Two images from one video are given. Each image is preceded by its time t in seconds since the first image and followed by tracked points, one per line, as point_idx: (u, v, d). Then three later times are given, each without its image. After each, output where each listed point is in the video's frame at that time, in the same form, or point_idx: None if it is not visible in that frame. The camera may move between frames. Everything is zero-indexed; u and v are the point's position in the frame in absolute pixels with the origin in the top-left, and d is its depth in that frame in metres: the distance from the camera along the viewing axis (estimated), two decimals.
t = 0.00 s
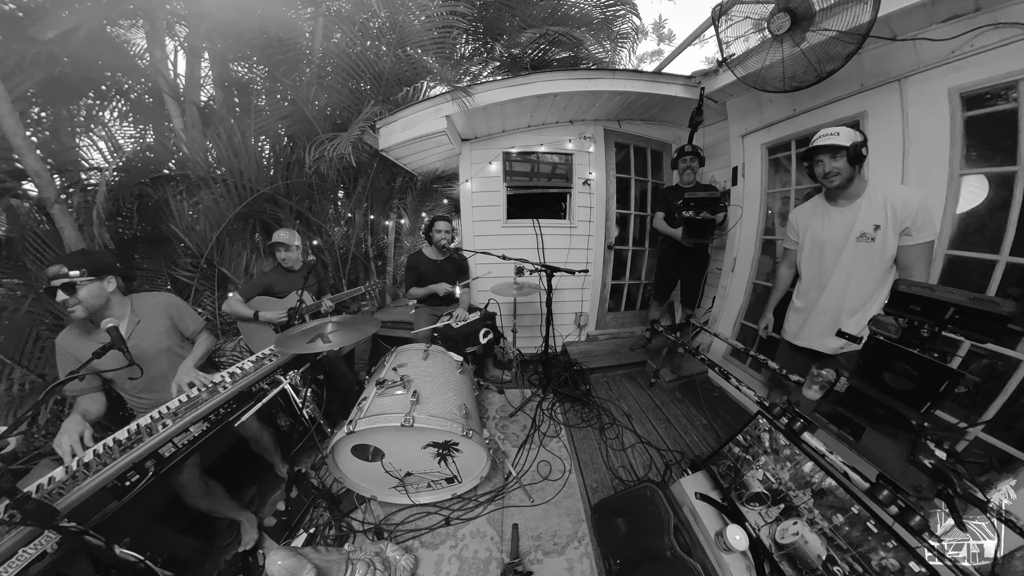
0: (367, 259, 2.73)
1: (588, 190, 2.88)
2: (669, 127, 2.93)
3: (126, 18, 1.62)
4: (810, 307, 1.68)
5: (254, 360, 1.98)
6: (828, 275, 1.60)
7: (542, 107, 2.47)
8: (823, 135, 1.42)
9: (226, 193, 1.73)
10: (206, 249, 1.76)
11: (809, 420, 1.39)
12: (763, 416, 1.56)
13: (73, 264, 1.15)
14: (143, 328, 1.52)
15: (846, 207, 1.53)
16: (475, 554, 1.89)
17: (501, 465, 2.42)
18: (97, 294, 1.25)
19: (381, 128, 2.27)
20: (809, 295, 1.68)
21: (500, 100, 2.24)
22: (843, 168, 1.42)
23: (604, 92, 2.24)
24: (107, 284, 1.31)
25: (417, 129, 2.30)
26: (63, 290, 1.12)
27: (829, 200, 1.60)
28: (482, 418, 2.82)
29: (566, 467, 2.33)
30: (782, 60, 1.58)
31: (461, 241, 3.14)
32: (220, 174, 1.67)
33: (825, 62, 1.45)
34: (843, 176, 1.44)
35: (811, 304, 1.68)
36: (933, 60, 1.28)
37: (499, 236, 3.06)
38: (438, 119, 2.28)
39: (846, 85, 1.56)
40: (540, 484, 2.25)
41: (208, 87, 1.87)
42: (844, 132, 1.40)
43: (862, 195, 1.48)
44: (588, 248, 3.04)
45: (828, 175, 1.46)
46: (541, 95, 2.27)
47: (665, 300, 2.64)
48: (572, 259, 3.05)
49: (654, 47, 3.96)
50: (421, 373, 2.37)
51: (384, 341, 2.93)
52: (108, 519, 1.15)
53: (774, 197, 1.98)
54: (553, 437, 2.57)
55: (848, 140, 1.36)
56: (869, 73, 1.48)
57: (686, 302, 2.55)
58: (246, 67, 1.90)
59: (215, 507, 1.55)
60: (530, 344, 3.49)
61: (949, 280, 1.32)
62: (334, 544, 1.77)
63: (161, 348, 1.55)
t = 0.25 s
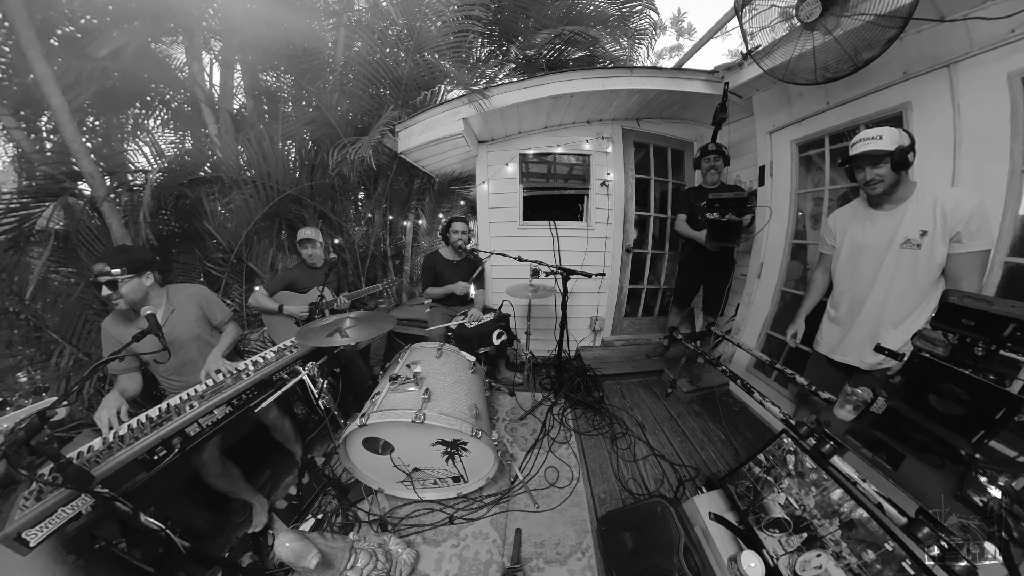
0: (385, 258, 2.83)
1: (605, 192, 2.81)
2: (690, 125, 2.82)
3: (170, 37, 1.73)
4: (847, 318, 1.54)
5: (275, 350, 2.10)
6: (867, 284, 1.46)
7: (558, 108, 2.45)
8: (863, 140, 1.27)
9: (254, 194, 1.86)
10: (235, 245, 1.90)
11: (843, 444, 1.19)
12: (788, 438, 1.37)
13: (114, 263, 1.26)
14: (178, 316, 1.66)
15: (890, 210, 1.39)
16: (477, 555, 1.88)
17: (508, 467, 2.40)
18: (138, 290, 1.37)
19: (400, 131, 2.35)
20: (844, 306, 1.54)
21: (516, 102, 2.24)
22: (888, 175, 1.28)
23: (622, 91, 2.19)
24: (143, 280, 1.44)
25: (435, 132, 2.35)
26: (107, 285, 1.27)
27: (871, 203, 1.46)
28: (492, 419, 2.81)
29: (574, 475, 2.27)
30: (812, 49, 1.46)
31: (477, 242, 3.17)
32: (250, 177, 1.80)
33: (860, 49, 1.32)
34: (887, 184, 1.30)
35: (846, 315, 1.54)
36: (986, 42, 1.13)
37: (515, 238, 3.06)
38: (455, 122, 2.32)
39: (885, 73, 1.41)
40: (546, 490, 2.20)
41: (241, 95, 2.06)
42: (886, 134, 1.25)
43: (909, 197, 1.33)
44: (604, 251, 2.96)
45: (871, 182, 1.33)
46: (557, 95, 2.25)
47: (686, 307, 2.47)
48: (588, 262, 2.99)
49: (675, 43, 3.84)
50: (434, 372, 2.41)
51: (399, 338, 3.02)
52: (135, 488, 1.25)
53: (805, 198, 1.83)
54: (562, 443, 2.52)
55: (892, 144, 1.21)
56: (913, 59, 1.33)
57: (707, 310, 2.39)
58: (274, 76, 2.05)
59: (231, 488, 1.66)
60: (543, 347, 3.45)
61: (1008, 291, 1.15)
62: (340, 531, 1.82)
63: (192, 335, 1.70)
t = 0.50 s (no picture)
0: (400, 257, 2.92)
1: (621, 193, 2.74)
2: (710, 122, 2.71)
3: (203, 49, 1.86)
4: (883, 328, 1.41)
5: (294, 343, 2.21)
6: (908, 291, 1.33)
7: (572, 108, 2.43)
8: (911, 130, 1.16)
9: (277, 195, 1.97)
10: (259, 242, 2.03)
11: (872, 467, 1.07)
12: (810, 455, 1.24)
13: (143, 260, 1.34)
14: (204, 307, 1.79)
15: (939, 210, 1.25)
16: (476, 556, 1.88)
17: (513, 470, 2.38)
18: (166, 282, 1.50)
19: (415, 134, 2.41)
20: (881, 314, 1.41)
21: (529, 103, 2.24)
22: (938, 167, 1.16)
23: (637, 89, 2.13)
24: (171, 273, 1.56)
25: (450, 134, 2.38)
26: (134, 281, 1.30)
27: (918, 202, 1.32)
28: (500, 420, 2.81)
29: (579, 482, 2.20)
30: (842, 36, 1.35)
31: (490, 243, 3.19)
32: (273, 178, 1.92)
33: (897, 35, 1.20)
34: (936, 177, 1.18)
35: (883, 325, 1.40)
36: None
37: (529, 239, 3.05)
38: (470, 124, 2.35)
39: (926, 61, 1.28)
40: (551, 496, 2.15)
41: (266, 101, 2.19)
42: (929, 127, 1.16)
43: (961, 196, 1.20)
44: (619, 253, 2.89)
45: (917, 176, 1.21)
46: (570, 95, 2.23)
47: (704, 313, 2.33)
48: (603, 265, 2.93)
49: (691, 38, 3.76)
50: (444, 370, 2.43)
51: (412, 336, 3.09)
52: (160, 464, 1.36)
53: (835, 198, 1.69)
54: (570, 449, 2.46)
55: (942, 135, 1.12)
56: (955, 44, 1.20)
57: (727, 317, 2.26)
58: (297, 84, 2.18)
59: (247, 470, 1.76)
60: (555, 351, 3.40)
61: None
62: (345, 521, 1.88)
63: (217, 325, 1.82)
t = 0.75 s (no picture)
0: (416, 257, 3.01)
1: (640, 194, 2.65)
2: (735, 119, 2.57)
3: (236, 62, 2.02)
4: (931, 342, 1.25)
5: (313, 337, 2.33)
6: (962, 303, 1.18)
7: (589, 108, 2.39)
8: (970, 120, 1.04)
9: (302, 197, 2.10)
10: (285, 240, 2.16)
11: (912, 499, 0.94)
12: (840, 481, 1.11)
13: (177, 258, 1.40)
14: (233, 300, 1.94)
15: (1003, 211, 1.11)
16: (478, 557, 1.87)
17: (520, 473, 2.35)
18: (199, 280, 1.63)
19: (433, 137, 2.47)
20: (928, 327, 1.26)
21: (545, 104, 2.24)
22: (1000, 162, 1.04)
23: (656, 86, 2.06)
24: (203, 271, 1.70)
25: (467, 136, 2.42)
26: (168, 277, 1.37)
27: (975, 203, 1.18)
28: (510, 423, 2.79)
29: (587, 491, 2.14)
30: (879, 21, 1.22)
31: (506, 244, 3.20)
32: (299, 180, 2.03)
33: (945, 15, 1.08)
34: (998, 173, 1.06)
35: (931, 340, 1.25)
36: None
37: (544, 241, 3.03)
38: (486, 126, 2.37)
39: (978, 43, 1.13)
40: (557, 503, 2.10)
41: (293, 108, 2.32)
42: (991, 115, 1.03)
43: None
44: (638, 257, 2.79)
45: (976, 171, 1.09)
46: (587, 95, 2.19)
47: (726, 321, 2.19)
48: (620, 268, 2.84)
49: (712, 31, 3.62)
50: (457, 369, 2.45)
51: (426, 334, 3.16)
52: (186, 443, 1.48)
53: (873, 198, 1.54)
54: (579, 456, 2.39)
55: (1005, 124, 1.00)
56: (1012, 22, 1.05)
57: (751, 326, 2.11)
58: (321, 91, 2.31)
59: (264, 451, 1.87)
60: (569, 355, 3.34)
61: None
62: (352, 510, 1.95)
63: (244, 316, 1.96)
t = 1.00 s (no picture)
0: (431, 257, 3.08)
1: (657, 195, 2.57)
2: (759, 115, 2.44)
3: (262, 71, 2.15)
4: (979, 361, 1.11)
5: (330, 332, 2.43)
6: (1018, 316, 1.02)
7: (604, 108, 2.35)
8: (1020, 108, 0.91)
9: (322, 198, 2.20)
10: (305, 239, 2.27)
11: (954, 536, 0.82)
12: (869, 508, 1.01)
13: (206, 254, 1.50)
14: (257, 295, 2.06)
15: None
16: (478, 558, 1.86)
17: (525, 477, 2.32)
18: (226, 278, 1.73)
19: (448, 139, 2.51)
20: (978, 344, 1.11)
21: (559, 104, 2.22)
22: None
23: (673, 83, 1.99)
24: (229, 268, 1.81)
25: (481, 137, 2.44)
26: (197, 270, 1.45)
27: None
28: (518, 426, 2.77)
29: (593, 500, 2.07)
30: (917, 3, 1.11)
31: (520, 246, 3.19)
32: (320, 182, 2.14)
33: None
34: None
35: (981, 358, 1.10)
36: None
37: (559, 243, 2.99)
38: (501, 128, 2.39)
39: None
40: (562, 510, 2.05)
41: (314, 114, 2.45)
42: None
43: None
44: (655, 260, 2.69)
45: None
46: (601, 94, 2.15)
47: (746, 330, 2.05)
48: (635, 272, 2.75)
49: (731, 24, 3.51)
50: (468, 369, 2.45)
51: (438, 334, 3.20)
52: (208, 427, 1.58)
53: (913, 198, 1.39)
54: (587, 463, 2.33)
55: None
56: None
57: (773, 336, 1.96)
58: (340, 97, 2.41)
59: (279, 438, 1.98)
60: (581, 359, 3.27)
61: None
62: (359, 501, 2.01)
63: (267, 310, 2.08)
